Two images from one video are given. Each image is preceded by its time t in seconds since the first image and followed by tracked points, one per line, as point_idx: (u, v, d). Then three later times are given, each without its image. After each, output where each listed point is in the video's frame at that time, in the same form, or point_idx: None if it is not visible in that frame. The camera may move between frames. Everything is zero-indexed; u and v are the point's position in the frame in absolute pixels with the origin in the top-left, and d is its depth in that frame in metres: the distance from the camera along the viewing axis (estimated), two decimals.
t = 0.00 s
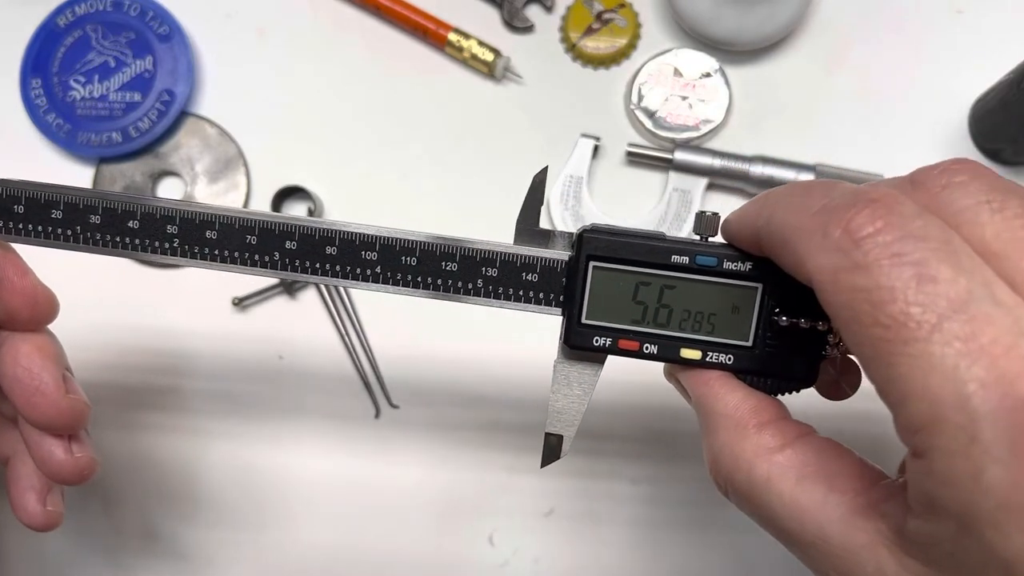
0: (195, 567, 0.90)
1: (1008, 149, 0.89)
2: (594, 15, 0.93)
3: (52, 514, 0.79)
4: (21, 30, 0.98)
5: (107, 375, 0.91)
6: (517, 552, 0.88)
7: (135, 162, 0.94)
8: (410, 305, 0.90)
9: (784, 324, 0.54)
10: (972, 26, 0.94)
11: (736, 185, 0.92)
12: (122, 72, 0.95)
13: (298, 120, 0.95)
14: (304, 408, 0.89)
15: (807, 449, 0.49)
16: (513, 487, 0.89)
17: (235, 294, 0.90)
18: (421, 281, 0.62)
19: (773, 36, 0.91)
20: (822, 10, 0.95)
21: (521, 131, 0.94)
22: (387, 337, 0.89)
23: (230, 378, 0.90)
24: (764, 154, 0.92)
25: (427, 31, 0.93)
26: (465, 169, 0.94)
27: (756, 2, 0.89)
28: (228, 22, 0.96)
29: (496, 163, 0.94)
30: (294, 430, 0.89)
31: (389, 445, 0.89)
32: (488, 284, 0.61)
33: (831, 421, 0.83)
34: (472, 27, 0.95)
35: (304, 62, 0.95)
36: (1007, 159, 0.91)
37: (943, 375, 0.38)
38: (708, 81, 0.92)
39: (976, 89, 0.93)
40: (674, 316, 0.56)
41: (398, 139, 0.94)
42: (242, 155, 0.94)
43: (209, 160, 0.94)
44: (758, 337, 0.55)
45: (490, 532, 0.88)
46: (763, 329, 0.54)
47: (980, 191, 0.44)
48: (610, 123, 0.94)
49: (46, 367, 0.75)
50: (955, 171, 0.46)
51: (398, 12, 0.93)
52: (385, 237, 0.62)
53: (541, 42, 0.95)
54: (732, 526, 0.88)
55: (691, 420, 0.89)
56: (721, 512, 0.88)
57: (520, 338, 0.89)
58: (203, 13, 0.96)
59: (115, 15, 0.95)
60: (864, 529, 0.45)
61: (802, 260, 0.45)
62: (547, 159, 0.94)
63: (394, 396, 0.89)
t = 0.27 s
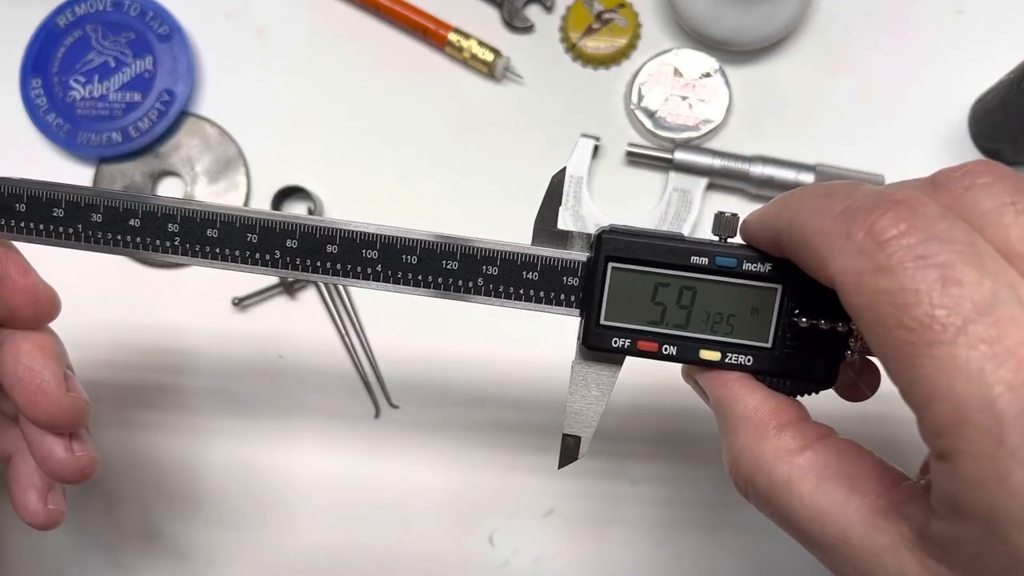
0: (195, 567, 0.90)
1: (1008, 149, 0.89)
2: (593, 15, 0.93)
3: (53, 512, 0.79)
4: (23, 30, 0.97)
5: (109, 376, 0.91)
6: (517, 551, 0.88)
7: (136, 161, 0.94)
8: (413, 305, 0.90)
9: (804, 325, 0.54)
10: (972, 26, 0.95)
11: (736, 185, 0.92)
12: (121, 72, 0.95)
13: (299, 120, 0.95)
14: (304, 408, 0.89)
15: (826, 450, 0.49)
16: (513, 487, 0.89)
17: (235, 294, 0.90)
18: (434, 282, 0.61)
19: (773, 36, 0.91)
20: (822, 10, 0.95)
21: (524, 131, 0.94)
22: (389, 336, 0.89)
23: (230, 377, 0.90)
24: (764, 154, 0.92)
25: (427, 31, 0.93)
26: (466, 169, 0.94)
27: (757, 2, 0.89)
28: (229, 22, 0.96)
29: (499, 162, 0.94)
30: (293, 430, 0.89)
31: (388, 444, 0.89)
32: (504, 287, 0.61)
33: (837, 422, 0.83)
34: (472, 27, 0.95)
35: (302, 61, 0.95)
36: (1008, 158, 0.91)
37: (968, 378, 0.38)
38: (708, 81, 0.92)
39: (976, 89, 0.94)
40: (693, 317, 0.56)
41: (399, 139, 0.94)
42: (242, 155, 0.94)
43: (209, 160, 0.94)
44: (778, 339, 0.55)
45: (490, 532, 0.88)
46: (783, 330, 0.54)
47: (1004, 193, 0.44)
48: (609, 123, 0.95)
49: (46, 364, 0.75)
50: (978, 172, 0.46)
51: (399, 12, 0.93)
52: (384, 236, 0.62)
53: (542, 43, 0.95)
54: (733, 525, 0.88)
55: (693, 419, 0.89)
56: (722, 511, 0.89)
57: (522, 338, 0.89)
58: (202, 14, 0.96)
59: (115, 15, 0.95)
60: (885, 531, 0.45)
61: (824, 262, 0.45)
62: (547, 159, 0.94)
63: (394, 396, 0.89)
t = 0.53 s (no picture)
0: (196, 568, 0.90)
1: (1008, 149, 0.89)
2: (593, 15, 0.93)
3: (53, 517, 0.79)
4: (24, 30, 0.97)
5: (109, 378, 0.91)
6: (517, 551, 0.88)
7: (136, 162, 0.94)
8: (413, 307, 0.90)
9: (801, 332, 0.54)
10: (972, 27, 0.95)
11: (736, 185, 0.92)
12: (121, 72, 0.95)
13: (301, 120, 0.95)
14: (303, 409, 0.89)
15: (823, 457, 0.50)
16: (512, 488, 0.89)
17: (235, 294, 0.90)
18: (437, 287, 0.62)
19: (773, 36, 0.91)
20: (822, 10, 0.95)
21: (524, 132, 0.94)
22: (389, 337, 0.89)
23: (230, 379, 0.90)
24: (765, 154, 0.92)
25: (427, 31, 0.93)
26: (466, 169, 0.94)
27: (757, 2, 0.89)
28: (229, 23, 0.96)
29: (499, 163, 0.94)
30: (293, 431, 0.89)
31: (388, 444, 0.89)
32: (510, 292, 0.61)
33: (835, 425, 0.83)
34: (472, 27, 0.95)
35: (302, 62, 0.95)
36: (1007, 159, 0.91)
37: (961, 386, 0.38)
38: (708, 81, 0.92)
39: (976, 90, 0.94)
40: (690, 324, 0.56)
41: (399, 140, 0.94)
42: (242, 155, 0.94)
43: (209, 160, 0.94)
44: (775, 346, 0.55)
45: (490, 532, 0.89)
46: (781, 337, 0.55)
47: (997, 200, 0.44)
48: (609, 123, 0.95)
49: (45, 367, 0.75)
50: (973, 178, 0.46)
51: (399, 12, 0.93)
52: (382, 240, 0.62)
53: (542, 43, 0.95)
54: (733, 525, 0.88)
55: (692, 420, 0.89)
56: (722, 511, 0.89)
57: (522, 338, 0.89)
58: (203, 14, 0.96)
59: (115, 15, 0.95)
60: (880, 538, 0.45)
61: (818, 270, 0.45)
62: (547, 161, 0.94)
63: (394, 396, 0.89)
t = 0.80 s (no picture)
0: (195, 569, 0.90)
1: (1008, 149, 0.89)
2: (594, 15, 0.94)
3: (51, 523, 0.78)
4: (25, 30, 0.98)
5: (108, 378, 0.91)
6: (517, 551, 0.88)
7: (135, 162, 0.94)
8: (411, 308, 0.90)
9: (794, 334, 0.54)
10: (972, 27, 0.95)
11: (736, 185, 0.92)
12: (121, 72, 0.95)
13: (303, 120, 0.95)
14: (302, 409, 0.90)
15: (813, 458, 0.50)
16: (512, 488, 0.89)
17: (235, 294, 0.90)
18: (434, 290, 0.62)
19: (773, 36, 0.91)
20: (822, 10, 0.95)
21: (522, 132, 0.94)
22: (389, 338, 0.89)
23: (229, 379, 0.90)
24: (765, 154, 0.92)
25: (427, 31, 0.93)
26: (466, 169, 0.94)
27: (756, 2, 0.89)
28: (228, 22, 0.96)
29: (498, 163, 0.94)
30: (293, 431, 0.89)
31: (388, 444, 0.89)
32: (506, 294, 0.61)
33: (832, 426, 0.83)
34: (472, 27, 0.95)
35: (303, 62, 0.95)
36: (1007, 159, 0.91)
37: (943, 389, 0.38)
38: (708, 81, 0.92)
39: (976, 90, 0.94)
40: (684, 326, 0.56)
41: (398, 139, 0.94)
42: (242, 155, 0.94)
43: (209, 160, 0.94)
44: (769, 348, 0.55)
45: (490, 532, 0.89)
46: (774, 339, 0.55)
47: (984, 202, 0.44)
48: (608, 124, 0.94)
49: (42, 370, 0.75)
50: (961, 180, 0.46)
51: (399, 11, 0.93)
52: (376, 243, 0.62)
53: (542, 43, 0.95)
54: (732, 526, 0.88)
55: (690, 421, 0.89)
56: (720, 512, 0.89)
57: (520, 339, 0.90)
58: (203, 13, 0.96)
59: (115, 15, 0.95)
60: (867, 539, 0.45)
61: (805, 274, 0.45)
62: (546, 162, 0.94)
63: (394, 396, 0.89)
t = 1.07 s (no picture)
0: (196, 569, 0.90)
1: (1008, 149, 0.89)
2: (593, 15, 0.93)
3: (51, 522, 0.79)
4: (25, 30, 0.98)
5: (106, 378, 0.91)
6: (517, 550, 0.88)
7: (135, 162, 0.95)
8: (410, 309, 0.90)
9: (792, 335, 0.54)
10: (972, 27, 0.95)
11: (737, 186, 0.92)
12: (121, 72, 0.95)
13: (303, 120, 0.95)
14: (301, 409, 0.90)
15: (806, 457, 0.50)
16: (515, 488, 0.89)
17: (235, 294, 0.90)
18: (434, 290, 0.62)
19: (774, 37, 0.91)
20: (822, 10, 0.95)
21: (521, 133, 0.94)
22: (390, 338, 0.89)
23: (229, 378, 0.90)
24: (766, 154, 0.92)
25: (426, 31, 0.94)
26: (466, 170, 0.94)
27: (756, 2, 0.89)
28: (228, 23, 0.96)
29: (499, 163, 0.94)
30: (293, 431, 0.90)
31: (387, 444, 0.89)
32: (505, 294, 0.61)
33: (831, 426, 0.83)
34: (472, 28, 0.95)
35: (302, 62, 0.95)
36: (1007, 159, 0.91)
37: (933, 389, 0.38)
38: (708, 81, 0.92)
39: (976, 89, 0.94)
40: (681, 326, 0.56)
41: (398, 139, 0.94)
42: (242, 155, 0.94)
43: (209, 161, 0.94)
44: (766, 348, 0.55)
45: (491, 531, 0.89)
46: (771, 339, 0.54)
47: (976, 202, 0.44)
48: (608, 124, 0.94)
49: (42, 368, 0.75)
50: (952, 180, 0.46)
51: (398, 11, 0.93)
52: (374, 243, 0.62)
53: (542, 44, 0.95)
54: (730, 525, 0.89)
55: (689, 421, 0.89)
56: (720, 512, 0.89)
57: (521, 339, 0.90)
58: (203, 13, 0.96)
59: (114, 15, 0.95)
60: (859, 538, 0.45)
61: (797, 274, 0.45)
62: (546, 162, 0.94)
63: (394, 396, 0.89)
